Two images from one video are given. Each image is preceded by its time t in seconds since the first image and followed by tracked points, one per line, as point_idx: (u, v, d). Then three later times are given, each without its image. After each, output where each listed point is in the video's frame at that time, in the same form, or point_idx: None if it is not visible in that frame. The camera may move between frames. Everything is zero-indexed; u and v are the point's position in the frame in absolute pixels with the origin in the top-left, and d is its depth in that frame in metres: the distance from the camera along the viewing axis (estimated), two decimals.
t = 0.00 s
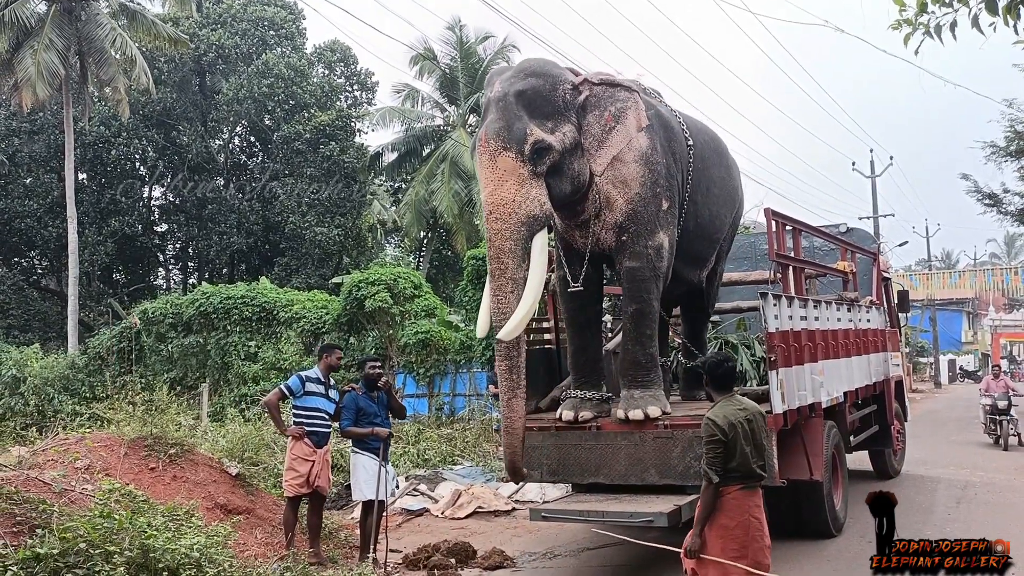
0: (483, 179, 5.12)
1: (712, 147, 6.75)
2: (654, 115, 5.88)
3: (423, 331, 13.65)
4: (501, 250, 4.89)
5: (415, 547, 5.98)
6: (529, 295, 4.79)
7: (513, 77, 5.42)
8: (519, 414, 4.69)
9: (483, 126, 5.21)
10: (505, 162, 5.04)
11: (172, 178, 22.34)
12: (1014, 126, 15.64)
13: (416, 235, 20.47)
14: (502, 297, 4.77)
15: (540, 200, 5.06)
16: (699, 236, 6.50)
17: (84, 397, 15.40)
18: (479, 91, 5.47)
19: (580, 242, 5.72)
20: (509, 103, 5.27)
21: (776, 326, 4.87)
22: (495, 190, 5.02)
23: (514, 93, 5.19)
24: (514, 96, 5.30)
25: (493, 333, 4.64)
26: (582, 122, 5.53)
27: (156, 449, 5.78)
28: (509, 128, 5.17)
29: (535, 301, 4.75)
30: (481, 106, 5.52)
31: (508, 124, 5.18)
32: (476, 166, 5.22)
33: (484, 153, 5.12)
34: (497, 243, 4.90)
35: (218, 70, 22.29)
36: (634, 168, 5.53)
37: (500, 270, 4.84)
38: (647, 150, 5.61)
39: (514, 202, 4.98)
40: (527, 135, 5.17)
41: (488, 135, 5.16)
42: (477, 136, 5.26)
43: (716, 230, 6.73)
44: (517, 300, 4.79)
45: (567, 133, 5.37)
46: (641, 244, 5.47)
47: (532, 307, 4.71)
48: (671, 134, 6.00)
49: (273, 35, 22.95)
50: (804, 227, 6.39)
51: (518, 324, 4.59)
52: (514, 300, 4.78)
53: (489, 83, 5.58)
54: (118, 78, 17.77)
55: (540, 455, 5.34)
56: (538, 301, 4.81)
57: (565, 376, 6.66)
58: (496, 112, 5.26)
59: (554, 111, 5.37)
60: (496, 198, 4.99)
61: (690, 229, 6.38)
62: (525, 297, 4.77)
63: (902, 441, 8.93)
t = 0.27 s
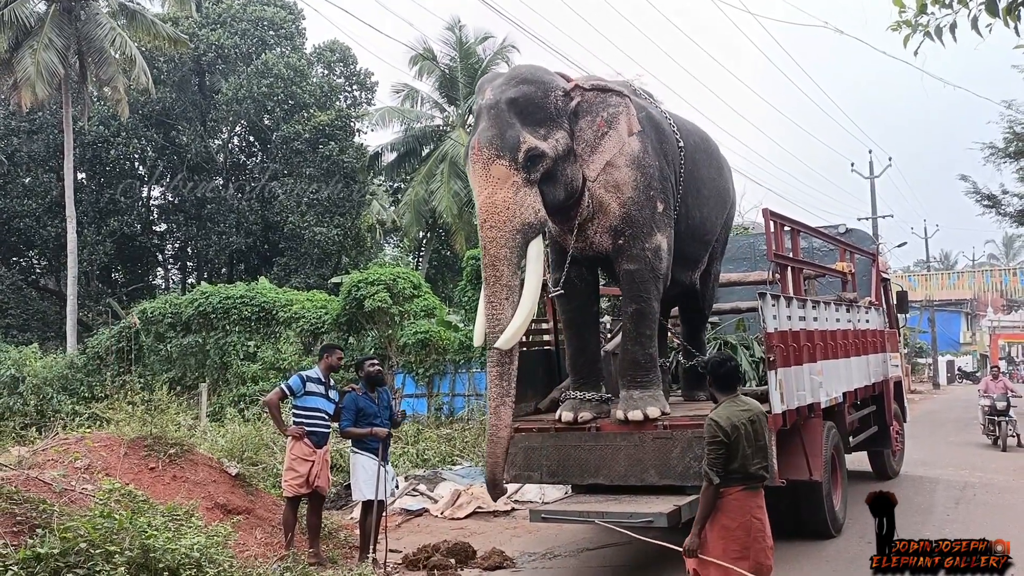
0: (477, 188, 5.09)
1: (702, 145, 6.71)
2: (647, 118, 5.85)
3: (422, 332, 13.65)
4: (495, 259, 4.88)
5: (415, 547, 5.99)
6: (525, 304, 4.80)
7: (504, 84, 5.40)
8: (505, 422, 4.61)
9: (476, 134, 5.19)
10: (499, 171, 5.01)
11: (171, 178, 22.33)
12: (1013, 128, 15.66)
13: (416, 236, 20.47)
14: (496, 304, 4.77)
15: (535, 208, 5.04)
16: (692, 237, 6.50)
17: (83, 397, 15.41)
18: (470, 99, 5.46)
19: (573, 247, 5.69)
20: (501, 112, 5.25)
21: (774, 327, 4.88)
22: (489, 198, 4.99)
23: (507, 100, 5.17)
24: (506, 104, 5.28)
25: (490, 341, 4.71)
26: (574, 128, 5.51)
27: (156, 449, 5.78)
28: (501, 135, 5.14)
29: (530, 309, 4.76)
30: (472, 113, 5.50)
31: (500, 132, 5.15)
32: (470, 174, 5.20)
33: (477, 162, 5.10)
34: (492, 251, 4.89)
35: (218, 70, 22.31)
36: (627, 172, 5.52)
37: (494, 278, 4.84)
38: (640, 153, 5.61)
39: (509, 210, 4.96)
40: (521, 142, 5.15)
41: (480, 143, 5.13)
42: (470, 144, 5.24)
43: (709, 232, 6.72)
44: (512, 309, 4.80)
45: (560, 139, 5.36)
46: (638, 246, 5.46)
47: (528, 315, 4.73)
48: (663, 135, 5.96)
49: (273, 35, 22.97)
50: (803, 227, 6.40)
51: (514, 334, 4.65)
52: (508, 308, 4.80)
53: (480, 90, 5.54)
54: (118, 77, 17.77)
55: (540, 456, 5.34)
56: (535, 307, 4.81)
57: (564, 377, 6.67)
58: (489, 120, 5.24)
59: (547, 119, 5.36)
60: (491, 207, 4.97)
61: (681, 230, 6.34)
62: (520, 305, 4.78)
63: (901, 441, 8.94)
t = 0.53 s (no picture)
0: (472, 196, 5.07)
1: (694, 145, 6.66)
2: (641, 121, 5.81)
3: (421, 332, 13.65)
4: (491, 266, 4.91)
5: (414, 547, 6.00)
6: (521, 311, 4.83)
7: (498, 90, 5.34)
8: (496, 427, 4.59)
9: (470, 141, 5.15)
10: (495, 179, 5.00)
11: (170, 178, 22.33)
12: (1012, 129, 15.69)
13: (415, 236, 20.47)
14: (492, 311, 4.82)
15: (530, 215, 5.05)
16: (687, 238, 6.48)
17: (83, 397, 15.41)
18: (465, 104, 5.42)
19: (570, 250, 5.67)
20: (496, 119, 5.20)
21: (772, 329, 4.87)
22: (485, 206, 4.99)
23: (501, 108, 5.12)
24: (501, 111, 5.22)
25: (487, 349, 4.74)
26: (569, 133, 5.46)
27: (156, 449, 5.78)
28: (496, 143, 5.11)
29: (527, 318, 4.79)
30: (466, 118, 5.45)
31: (495, 140, 5.11)
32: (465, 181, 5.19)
33: (472, 169, 5.08)
34: (489, 259, 4.92)
35: (218, 70, 22.32)
36: (622, 175, 5.49)
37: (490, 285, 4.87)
38: (636, 156, 5.59)
39: (504, 218, 4.97)
40: (515, 150, 5.12)
41: (475, 150, 5.10)
42: (465, 150, 5.20)
43: (704, 232, 6.69)
44: (508, 316, 4.84)
45: (555, 146, 5.31)
46: (636, 249, 5.47)
47: (524, 325, 4.76)
48: (656, 136, 5.91)
49: (272, 35, 22.98)
50: (801, 228, 6.40)
51: (510, 343, 4.67)
52: (504, 314, 4.85)
53: (474, 94, 5.49)
54: (118, 77, 17.76)
55: (539, 457, 5.35)
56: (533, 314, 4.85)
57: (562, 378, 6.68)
58: (483, 128, 5.19)
59: (542, 125, 5.31)
60: (487, 215, 4.98)
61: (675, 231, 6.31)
62: (517, 314, 4.81)
63: (899, 441, 8.96)
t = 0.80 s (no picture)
0: (472, 201, 5.08)
1: (692, 144, 6.66)
2: (640, 120, 5.81)
3: (422, 331, 13.66)
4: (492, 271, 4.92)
5: (414, 546, 5.99)
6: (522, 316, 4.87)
7: (496, 93, 5.35)
8: (499, 433, 4.62)
9: (469, 145, 5.16)
10: (494, 184, 5.01)
11: (171, 177, 22.33)
12: (1012, 129, 15.69)
13: (415, 235, 20.46)
14: (493, 315, 4.84)
15: (530, 219, 5.08)
16: (685, 236, 6.46)
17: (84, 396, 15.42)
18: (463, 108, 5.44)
19: (569, 251, 5.66)
20: (494, 122, 5.21)
21: (771, 328, 4.86)
22: (485, 210, 5.00)
23: (500, 112, 5.13)
24: (500, 114, 5.23)
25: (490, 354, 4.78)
26: (568, 136, 5.47)
27: (156, 447, 5.78)
28: (495, 147, 5.11)
29: (528, 323, 4.83)
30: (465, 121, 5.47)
31: (494, 143, 5.12)
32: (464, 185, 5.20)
33: (471, 174, 5.09)
34: (490, 263, 4.93)
35: (218, 69, 22.34)
36: (622, 176, 5.49)
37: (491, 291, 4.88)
38: (635, 157, 5.58)
39: (504, 223, 4.98)
40: (514, 154, 5.13)
41: (475, 154, 5.12)
42: (464, 155, 5.22)
43: (701, 230, 6.67)
44: (509, 321, 4.87)
45: (553, 149, 5.33)
46: (636, 249, 5.46)
47: (525, 329, 4.80)
48: (655, 136, 5.89)
49: (273, 35, 23.00)
50: (802, 228, 6.40)
51: (512, 348, 4.73)
52: (505, 317, 4.87)
53: (473, 98, 5.50)
54: (118, 76, 17.75)
55: (540, 457, 5.35)
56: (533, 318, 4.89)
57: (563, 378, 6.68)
58: (482, 131, 5.21)
59: (541, 128, 5.33)
60: (488, 219, 4.98)
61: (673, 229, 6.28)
62: (518, 318, 4.84)
63: (900, 441, 8.95)
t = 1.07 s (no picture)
0: (475, 209, 5.04)
1: (693, 142, 6.65)
2: (639, 121, 5.81)
3: (422, 331, 13.68)
4: (498, 277, 4.86)
5: (415, 546, 6.00)
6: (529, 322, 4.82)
7: (496, 100, 5.35)
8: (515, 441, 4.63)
9: (470, 153, 5.15)
10: (497, 190, 4.98)
11: (171, 177, 22.33)
12: (1013, 130, 15.70)
13: (416, 235, 20.45)
14: (501, 322, 4.79)
15: (534, 224, 5.04)
16: (686, 236, 6.47)
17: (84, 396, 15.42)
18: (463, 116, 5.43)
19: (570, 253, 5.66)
20: (494, 129, 5.20)
21: (772, 327, 4.87)
22: (488, 219, 4.96)
23: (500, 119, 5.13)
24: (500, 121, 5.23)
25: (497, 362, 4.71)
26: (568, 140, 5.48)
27: (157, 447, 5.79)
28: (496, 154, 5.10)
29: (535, 327, 4.78)
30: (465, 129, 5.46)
31: (495, 151, 5.11)
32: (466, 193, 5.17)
33: (473, 181, 5.06)
34: (495, 269, 4.88)
35: (219, 69, 22.36)
36: (623, 178, 5.48)
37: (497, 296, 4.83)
38: (636, 159, 5.58)
39: (508, 229, 4.94)
40: (516, 161, 5.12)
41: (476, 162, 5.10)
42: (465, 163, 5.20)
43: (702, 229, 6.68)
44: (517, 326, 4.82)
45: (554, 154, 5.33)
46: (638, 250, 5.47)
47: (533, 334, 4.75)
48: (655, 136, 5.89)
49: (274, 35, 23.02)
50: (803, 228, 6.40)
51: (520, 354, 4.64)
52: (513, 325, 4.81)
53: (472, 105, 5.49)
54: (119, 75, 17.74)
55: (541, 457, 5.36)
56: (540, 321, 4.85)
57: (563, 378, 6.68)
58: (482, 138, 5.20)
59: (541, 134, 5.33)
60: (492, 226, 4.94)
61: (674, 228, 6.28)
62: (525, 323, 4.80)
63: (900, 442, 8.95)
